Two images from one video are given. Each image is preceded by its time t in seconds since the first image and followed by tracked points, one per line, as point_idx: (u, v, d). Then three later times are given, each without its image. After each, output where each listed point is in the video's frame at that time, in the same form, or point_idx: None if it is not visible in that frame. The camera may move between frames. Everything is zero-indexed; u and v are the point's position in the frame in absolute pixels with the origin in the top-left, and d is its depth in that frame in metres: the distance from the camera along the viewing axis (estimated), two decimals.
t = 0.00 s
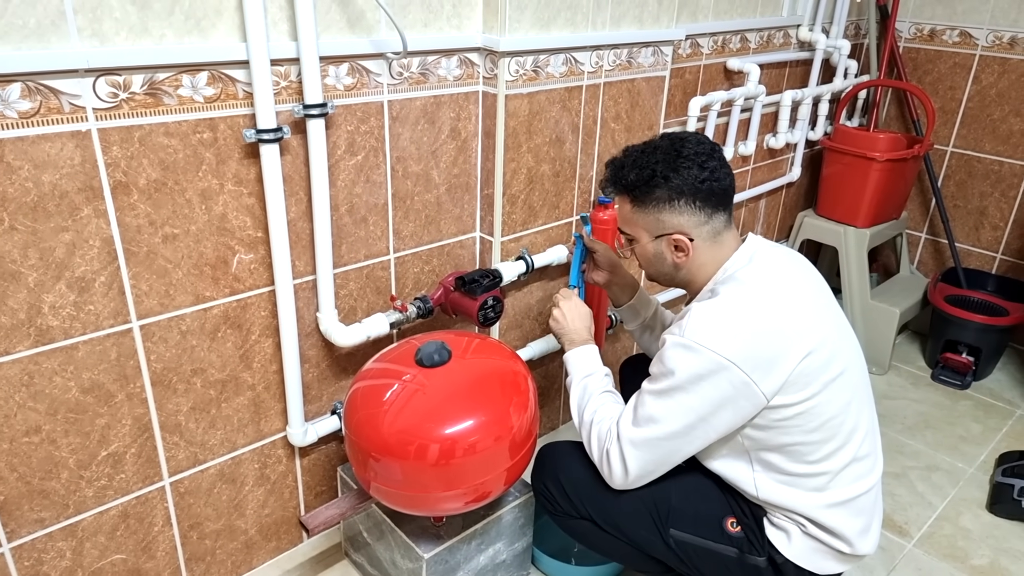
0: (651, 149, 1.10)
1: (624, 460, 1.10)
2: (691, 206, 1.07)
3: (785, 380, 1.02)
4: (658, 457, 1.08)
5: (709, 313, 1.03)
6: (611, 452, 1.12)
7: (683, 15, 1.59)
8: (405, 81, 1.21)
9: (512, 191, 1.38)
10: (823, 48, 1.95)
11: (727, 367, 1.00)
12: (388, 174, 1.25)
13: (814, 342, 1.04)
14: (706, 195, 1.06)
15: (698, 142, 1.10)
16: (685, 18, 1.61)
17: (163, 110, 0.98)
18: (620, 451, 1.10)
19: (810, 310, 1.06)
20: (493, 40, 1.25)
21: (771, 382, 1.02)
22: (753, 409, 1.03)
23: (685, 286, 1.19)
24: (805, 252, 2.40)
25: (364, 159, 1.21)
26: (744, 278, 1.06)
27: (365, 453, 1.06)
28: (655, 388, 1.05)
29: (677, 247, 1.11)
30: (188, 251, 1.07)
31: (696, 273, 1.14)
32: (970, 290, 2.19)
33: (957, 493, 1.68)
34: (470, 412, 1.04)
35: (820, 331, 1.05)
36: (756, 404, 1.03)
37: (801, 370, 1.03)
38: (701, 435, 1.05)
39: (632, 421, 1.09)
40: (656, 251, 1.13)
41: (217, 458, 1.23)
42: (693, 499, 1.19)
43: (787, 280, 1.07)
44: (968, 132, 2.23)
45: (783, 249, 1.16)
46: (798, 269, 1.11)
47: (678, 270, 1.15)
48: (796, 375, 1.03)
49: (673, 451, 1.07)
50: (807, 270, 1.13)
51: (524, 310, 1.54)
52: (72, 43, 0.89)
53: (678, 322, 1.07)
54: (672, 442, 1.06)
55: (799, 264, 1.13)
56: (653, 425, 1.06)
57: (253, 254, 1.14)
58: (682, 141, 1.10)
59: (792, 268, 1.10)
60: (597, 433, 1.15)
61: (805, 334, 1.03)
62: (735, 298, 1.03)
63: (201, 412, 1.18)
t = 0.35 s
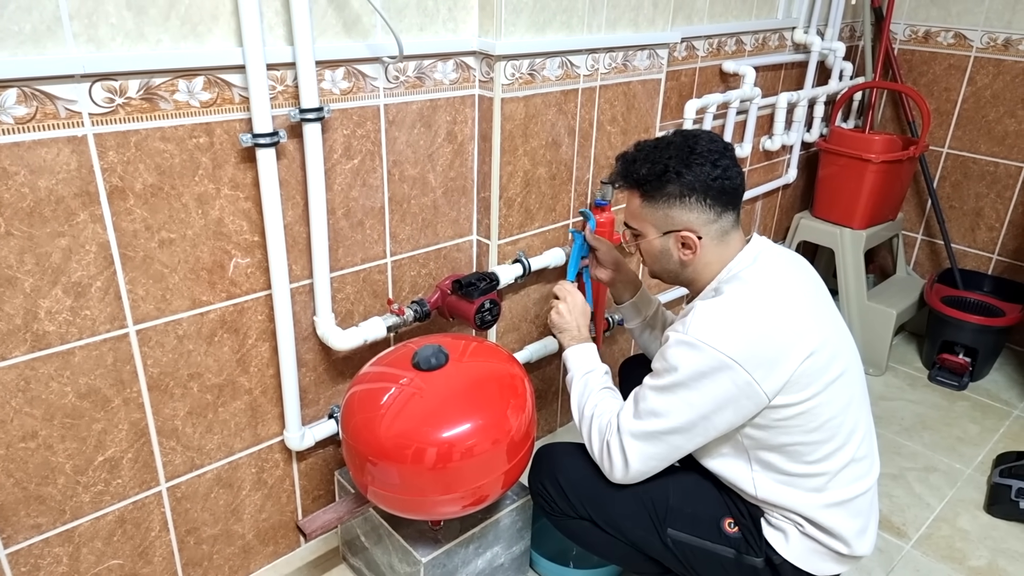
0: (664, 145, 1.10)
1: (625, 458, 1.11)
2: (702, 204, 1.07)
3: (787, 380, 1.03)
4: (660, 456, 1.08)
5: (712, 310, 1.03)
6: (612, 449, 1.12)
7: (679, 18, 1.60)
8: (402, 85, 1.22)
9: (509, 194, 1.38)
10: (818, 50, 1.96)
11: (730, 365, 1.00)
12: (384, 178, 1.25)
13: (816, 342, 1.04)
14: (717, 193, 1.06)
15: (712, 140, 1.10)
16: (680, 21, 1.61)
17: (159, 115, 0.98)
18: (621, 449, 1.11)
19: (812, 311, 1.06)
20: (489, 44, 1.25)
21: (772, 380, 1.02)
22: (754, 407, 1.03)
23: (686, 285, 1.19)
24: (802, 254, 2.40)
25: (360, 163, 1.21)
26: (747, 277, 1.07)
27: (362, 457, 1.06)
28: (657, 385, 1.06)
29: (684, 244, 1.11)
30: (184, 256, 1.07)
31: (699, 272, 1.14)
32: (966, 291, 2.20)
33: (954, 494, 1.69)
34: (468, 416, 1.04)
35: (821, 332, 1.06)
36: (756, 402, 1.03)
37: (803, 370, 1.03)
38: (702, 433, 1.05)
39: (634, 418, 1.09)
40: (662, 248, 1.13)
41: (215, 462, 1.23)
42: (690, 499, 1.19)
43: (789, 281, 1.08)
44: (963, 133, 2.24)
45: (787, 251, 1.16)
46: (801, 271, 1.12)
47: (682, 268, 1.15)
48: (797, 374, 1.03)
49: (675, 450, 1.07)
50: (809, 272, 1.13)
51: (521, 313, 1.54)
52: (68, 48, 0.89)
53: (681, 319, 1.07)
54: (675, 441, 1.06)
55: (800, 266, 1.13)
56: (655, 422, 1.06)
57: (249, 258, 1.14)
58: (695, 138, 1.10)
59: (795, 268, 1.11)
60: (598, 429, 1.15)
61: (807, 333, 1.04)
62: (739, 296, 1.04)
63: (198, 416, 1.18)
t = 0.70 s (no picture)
0: (664, 143, 1.10)
1: (626, 456, 1.11)
2: (701, 202, 1.07)
3: (786, 376, 1.03)
4: (661, 453, 1.09)
5: (711, 307, 1.03)
6: (613, 446, 1.13)
7: (675, 19, 1.60)
8: (398, 87, 1.22)
9: (506, 196, 1.38)
10: (814, 51, 1.96)
11: (729, 362, 1.01)
12: (381, 180, 1.25)
13: (815, 339, 1.04)
14: (716, 192, 1.07)
15: (711, 139, 1.10)
16: (677, 22, 1.62)
17: (155, 117, 0.98)
18: (622, 446, 1.11)
19: (811, 308, 1.06)
20: (485, 45, 1.25)
21: (771, 377, 1.02)
22: (754, 404, 1.03)
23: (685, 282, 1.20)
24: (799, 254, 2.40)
25: (357, 165, 1.21)
26: (745, 275, 1.07)
27: (360, 459, 1.06)
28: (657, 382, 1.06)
29: (682, 242, 1.11)
30: (181, 259, 1.07)
31: (698, 270, 1.14)
32: (963, 291, 2.20)
33: (952, 493, 1.69)
34: (465, 417, 1.04)
35: (820, 329, 1.06)
36: (756, 399, 1.03)
37: (802, 366, 1.03)
38: (703, 430, 1.05)
39: (635, 415, 1.10)
40: (661, 246, 1.14)
41: (213, 465, 1.23)
42: (690, 500, 1.19)
43: (788, 278, 1.08)
44: (960, 133, 2.24)
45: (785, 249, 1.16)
46: (800, 268, 1.12)
47: (682, 266, 1.15)
48: (797, 371, 1.03)
49: (676, 447, 1.08)
50: (808, 269, 1.14)
51: (519, 314, 1.54)
52: (65, 51, 0.89)
53: (681, 317, 1.08)
54: (675, 438, 1.06)
55: (799, 263, 1.14)
56: (655, 419, 1.06)
57: (247, 261, 1.14)
58: (695, 137, 1.10)
59: (794, 266, 1.11)
60: (600, 427, 1.16)
61: (806, 329, 1.04)
62: (738, 293, 1.04)
63: (196, 419, 1.18)
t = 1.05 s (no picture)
0: (679, 141, 1.10)
1: (625, 458, 1.11)
2: (713, 204, 1.07)
3: (786, 381, 1.03)
4: (660, 455, 1.09)
5: (712, 311, 1.03)
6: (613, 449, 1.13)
7: (671, 20, 1.60)
8: (394, 88, 1.22)
9: (502, 197, 1.38)
10: (810, 52, 1.97)
11: (730, 366, 1.00)
12: (376, 181, 1.25)
13: (814, 344, 1.04)
14: (729, 194, 1.07)
15: (726, 141, 1.10)
16: (673, 23, 1.62)
17: (149, 118, 0.98)
18: (621, 448, 1.11)
19: (811, 313, 1.07)
20: (481, 46, 1.25)
21: (771, 382, 1.02)
22: (753, 408, 1.03)
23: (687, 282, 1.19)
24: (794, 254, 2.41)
25: (353, 166, 1.21)
26: (746, 279, 1.07)
27: (355, 460, 1.06)
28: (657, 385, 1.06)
29: (689, 243, 1.11)
30: (175, 259, 1.07)
31: (702, 271, 1.14)
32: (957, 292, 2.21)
33: (946, 493, 1.69)
34: (460, 418, 1.04)
35: (819, 334, 1.06)
36: (755, 403, 1.03)
37: (801, 372, 1.03)
38: (702, 433, 1.05)
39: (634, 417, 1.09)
40: (667, 245, 1.13)
41: (207, 466, 1.22)
42: (687, 501, 1.19)
43: (788, 282, 1.08)
44: (954, 135, 2.25)
45: (787, 254, 1.16)
46: (800, 273, 1.12)
47: (686, 266, 1.15)
48: (796, 376, 1.03)
49: (675, 449, 1.08)
50: (809, 274, 1.14)
51: (515, 315, 1.54)
52: (58, 51, 0.89)
53: (681, 320, 1.07)
54: (675, 440, 1.06)
55: (799, 268, 1.13)
56: (655, 422, 1.06)
57: (241, 261, 1.14)
58: (710, 137, 1.10)
59: (795, 271, 1.11)
60: (598, 428, 1.15)
61: (806, 334, 1.04)
62: (739, 297, 1.04)
63: (190, 420, 1.17)
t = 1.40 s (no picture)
0: (698, 123, 1.07)
1: (623, 452, 1.11)
2: (723, 193, 1.06)
3: (782, 378, 1.03)
4: (657, 450, 1.09)
5: (710, 306, 1.03)
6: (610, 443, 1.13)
7: (668, 20, 1.60)
8: (390, 88, 1.21)
9: (499, 197, 1.38)
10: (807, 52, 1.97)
11: (726, 363, 1.00)
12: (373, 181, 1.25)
13: (811, 341, 1.04)
14: (741, 187, 1.05)
15: (748, 129, 1.07)
16: (670, 23, 1.61)
17: (145, 118, 0.98)
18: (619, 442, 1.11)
19: (809, 309, 1.06)
20: (478, 46, 1.25)
21: (768, 378, 1.02)
22: (749, 404, 1.03)
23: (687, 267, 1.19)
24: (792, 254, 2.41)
25: (349, 166, 1.21)
26: (745, 273, 1.06)
27: (352, 460, 1.06)
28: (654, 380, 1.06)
29: (694, 229, 1.11)
30: (172, 260, 1.06)
31: (703, 258, 1.14)
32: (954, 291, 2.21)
33: (944, 492, 1.69)
34: (458, 419, 1.03)
35: (816, 330, 1.06)
36: (751, 400, 1.03)
37: (796, 368, 1.03)
38: (698, 428, 1.05)
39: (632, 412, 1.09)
40: (671, 228, 1.13)
41: (204, 468, 1.22)
42: (684, 499, 1.19)
43: (788, 277, 1.07)
44: (951, 134, 2.25)
45: (791, 247, 1.15)
46: (801, 267, 1.11)
47: (687, 251, 1.15)
48: (792, 373, 1.03)
49: (673, 445, 1.08)
50: (811, 269, 1.13)
51: (512, 315, 1.54)
52: (53, 51, 0.89)
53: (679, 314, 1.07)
54: (673, 436, 1.06)
55: (801, 261, 1.12)
56: (652, 417, 1.06)
57: (238, 262, 1.14)
58: (732, 124, 1.07)
59: (797, 265, 1.10)
60: (596, 421, 1.15)
61: (803, 331, 1.04)
62: (737, 292, 1.03)
63: (187, 422, 1.17)
